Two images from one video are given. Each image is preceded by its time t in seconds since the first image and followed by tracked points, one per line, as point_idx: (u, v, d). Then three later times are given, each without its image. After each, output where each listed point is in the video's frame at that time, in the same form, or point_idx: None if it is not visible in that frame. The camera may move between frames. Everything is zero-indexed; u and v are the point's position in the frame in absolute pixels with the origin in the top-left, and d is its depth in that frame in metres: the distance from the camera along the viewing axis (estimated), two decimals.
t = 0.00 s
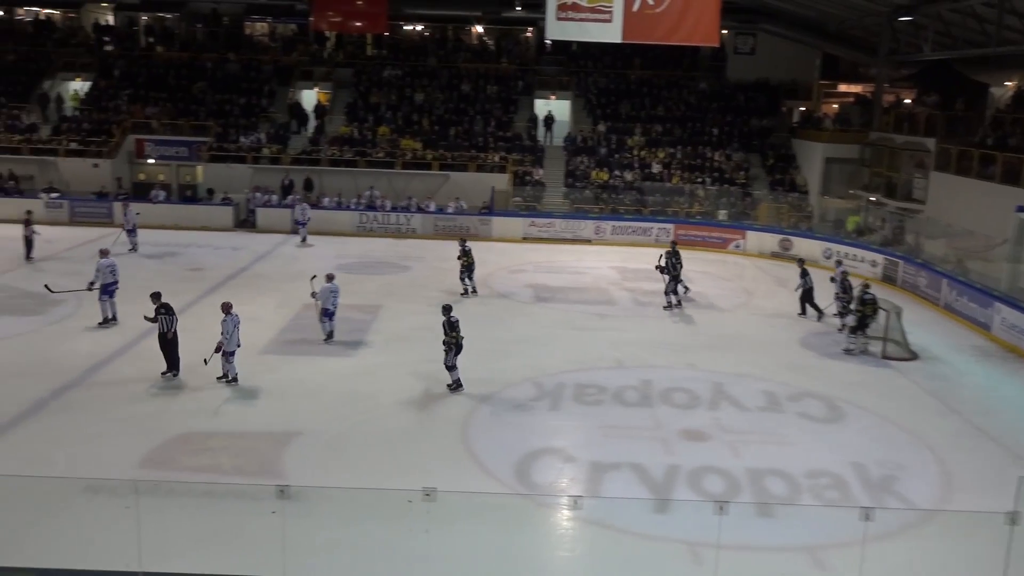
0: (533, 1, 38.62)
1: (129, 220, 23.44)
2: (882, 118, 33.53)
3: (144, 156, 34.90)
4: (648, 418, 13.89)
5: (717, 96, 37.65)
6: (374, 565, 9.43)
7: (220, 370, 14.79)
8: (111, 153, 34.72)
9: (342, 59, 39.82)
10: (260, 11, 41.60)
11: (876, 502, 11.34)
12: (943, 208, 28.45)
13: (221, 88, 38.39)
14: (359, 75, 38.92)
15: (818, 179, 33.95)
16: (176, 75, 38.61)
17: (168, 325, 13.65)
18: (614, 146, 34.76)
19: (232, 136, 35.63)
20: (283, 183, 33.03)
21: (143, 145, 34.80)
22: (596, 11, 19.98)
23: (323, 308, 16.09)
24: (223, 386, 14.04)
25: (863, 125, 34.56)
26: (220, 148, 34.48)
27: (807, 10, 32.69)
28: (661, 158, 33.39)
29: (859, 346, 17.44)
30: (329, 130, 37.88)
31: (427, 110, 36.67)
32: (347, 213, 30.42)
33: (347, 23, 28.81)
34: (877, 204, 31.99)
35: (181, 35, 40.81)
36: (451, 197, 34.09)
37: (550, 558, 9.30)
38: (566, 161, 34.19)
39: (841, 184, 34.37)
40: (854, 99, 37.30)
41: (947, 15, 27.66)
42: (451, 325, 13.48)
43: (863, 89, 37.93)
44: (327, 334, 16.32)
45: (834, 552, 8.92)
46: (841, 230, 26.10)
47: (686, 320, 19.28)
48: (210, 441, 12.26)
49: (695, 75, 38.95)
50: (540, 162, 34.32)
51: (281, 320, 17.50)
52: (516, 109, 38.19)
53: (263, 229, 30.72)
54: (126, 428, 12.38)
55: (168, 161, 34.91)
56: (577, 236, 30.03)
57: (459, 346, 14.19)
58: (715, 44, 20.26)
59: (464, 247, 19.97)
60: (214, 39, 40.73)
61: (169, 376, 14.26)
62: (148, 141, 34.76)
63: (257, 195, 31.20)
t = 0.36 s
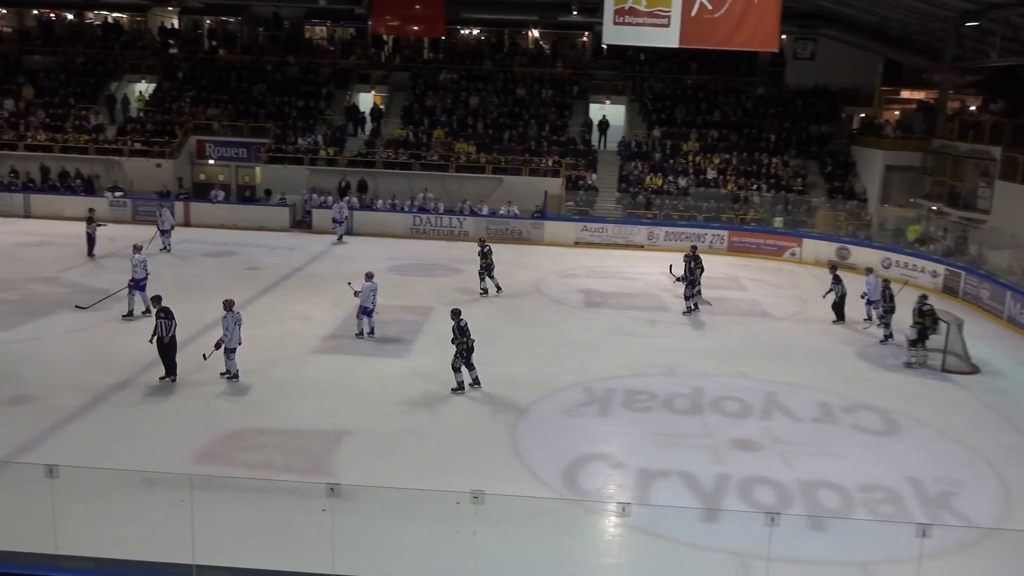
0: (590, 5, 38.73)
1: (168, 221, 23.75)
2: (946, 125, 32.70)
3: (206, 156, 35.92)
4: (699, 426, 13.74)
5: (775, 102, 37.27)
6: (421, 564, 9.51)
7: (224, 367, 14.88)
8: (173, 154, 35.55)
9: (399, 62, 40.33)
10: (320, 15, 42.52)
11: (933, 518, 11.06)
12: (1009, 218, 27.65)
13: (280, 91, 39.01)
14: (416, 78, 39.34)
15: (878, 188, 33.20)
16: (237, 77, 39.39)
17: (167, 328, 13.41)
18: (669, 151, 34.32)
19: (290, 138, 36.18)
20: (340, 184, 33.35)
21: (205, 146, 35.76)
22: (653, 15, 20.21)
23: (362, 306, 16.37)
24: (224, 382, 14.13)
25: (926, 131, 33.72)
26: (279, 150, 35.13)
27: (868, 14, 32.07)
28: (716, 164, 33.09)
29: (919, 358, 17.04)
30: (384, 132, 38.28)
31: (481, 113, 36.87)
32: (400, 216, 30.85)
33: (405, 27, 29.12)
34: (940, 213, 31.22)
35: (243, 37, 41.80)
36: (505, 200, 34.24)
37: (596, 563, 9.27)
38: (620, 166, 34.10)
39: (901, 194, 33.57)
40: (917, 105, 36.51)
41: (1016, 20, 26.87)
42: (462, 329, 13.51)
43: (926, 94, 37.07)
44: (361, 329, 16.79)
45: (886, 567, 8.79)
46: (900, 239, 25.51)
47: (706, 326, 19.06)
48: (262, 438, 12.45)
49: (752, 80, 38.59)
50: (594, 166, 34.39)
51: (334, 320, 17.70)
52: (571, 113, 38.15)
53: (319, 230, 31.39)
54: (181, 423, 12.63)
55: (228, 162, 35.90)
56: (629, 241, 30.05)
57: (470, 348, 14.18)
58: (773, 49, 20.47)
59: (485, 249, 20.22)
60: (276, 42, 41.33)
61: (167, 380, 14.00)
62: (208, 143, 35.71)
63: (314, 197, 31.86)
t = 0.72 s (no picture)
0: (635, 9, 38.72)
1: (190, 222, 23.59)
2: (998, 132, 32.02)
3: (252, 159, 36.59)
4: (740, 434, 13.60)
5: (821, 108, 36.84)
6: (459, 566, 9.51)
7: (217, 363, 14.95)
8: (220, 155, 35.88)
9: (443, 67, 40.78)
10: (365, 19, 43.07)
11: (982, 533, 10.81)
12: None
13: (325, 94, 39.49)
14: (459, 82, 39.69)
15: (926, 195, 32.68)
16: (283, 80, 40.02)
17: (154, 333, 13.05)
18: (713, 156, 34.23)
19: (335, 140, 36.65)
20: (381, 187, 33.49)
21: (251, 148, 36.43)
22: (699, 19, 20.23)
23: (387, 305, 16.66)
24: (216, 379, 14.19)
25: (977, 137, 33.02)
26: (323, 152, 35.50)
27: (916, 18, 31.55)
28: (760, 169, 32.77)
29: (966, 370, 16.62)
30: (427, 135, 38.60)
31: (523, 117, 36.96)
32: (442, 218, 31.04)
33: (449, 31, 29.32)
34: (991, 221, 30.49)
35: (290, 42, 42.57)
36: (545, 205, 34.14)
37: (634, 570, 9.20)
38: (663, 171, 33.99)
39: (949, 202, 33.12)
40: (968, 110, 35.75)
41: None
42: (461, 330, 13.35)
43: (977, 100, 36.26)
44: (385, 327, 17.13)
45: None
46: (950, 247, 25.03)
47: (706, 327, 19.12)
48: (303, 437, 12.56)
49: (799, 85, 38.27)
50: (636, 171, 34.09)
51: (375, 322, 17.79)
52: (614, 118, 38.09)
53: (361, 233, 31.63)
54: (224, 421, 12.78)
55: (273, 164, 36.61)
56: (671, 246, 29.76)
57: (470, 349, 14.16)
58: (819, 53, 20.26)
59: (494, 246, 20.46)
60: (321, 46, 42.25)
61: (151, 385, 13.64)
62: (255, 145, 36.31)
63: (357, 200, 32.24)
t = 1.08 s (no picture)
0: (689, 11, 38.55)
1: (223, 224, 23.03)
2: None
3: (307, 160, 37.14)
4: (794, 441, 13.39)
5: (880, 109, 36.18)
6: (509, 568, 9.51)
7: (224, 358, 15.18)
8: (276, 157, 36.48)
9: (495, 69, 41.10)
10: (420, 22, 43.58)
11: None
12: None
13: (381, 97, 39.83)
14: (512, 84, 39.88)
15: (991, 199, 31.29)
16: (339, 83, 40.51)
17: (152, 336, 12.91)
18: (768, 159, 33.90)
19: (389, 141, 37.07)
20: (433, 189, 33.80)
21: (306, 150, 36.95)
22: (755, 20, 20.14)
23: (421, 304, 16.81)
24: (222, 373, 14.45)
25: None
26: (377, 154, 35.95)
27: (979, 16, 30.72)
28: (817, 172, 32.31)
29: None
30: (479, 137, 38.81)
31: (576, 119, 36.89)
32: (494, 220, 31.14)
33: (502, 33, 29.56)
34: None
35: (346, 44, 43.14)
36: (597, 207, 34.19)
37: None
38: (716, 173, 33.67)
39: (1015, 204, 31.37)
40: None
41: None
42: (470, 330, 13.33)
43: None
44: (418, 326, 17.19)
45: None
46: (1014, 253, 24.29)
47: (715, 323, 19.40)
48: (354, 436, 12.68)
49: (858, 87, 37.87)
50: (689, 173, 33.69)
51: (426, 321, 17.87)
52: (668, 120, 37.89)
53: (413, 234, 31.89)
54: (278, 418, 12.96)
55: (328, 165, 36.95)
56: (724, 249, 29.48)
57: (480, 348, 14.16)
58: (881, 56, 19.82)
59: (517, 243, 20.89)
60: (376, 49, 42.88)
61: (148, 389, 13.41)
62: (310, 146, 36.90)
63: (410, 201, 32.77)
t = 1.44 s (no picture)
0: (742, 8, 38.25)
1: (258, 229, 23.05)
2: None
3: (360, 161, 37.86)
4: (851, 445, 13.14)
5: (940, 105, 35.42)
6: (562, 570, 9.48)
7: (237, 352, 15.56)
8: (330, 158, 37.07)
9: (546, 69, 41.18)
10: (471, 23, 43.95)
11: None
12: None
13: (433, 98, 40.17)
14: (563, 84, 39.87)
15: None
16: (390, 85, 40.96)
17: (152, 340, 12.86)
18: (824, 157, 33.43)
19: (440, 142, 37.33)
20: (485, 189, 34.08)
21: (359, 151, 37.76)
22: (811, 17, 20.16)
23: (454, 302, 16.97)
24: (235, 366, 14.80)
25: None
26: (429, 155, 36.41)
27: None
28: (874, 171, 31.78)
29: None
30: (530, 137, 38.90)
31: (627, 120, 36.83)
32: (544, 220, 31.15)
33: (552, 33, 29.54)
34: None
35: (398, 46, 43.57)
36: (649, 207, 33.91)
37: None
38: (770, 172, 33.26)
39: None
40: None
41: None
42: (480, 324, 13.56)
43: None
44: (452, 325, 17.31)
45: None
46: None
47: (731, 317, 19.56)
48: (407, 435, 12.77)
49: (917, 83, 37.01)
50: (743, 172, 33.23)
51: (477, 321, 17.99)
52: (720, 119, 37.58)
53: (464, 234, 32.00)
54: (332, 417, 13.10)
55: (381, 167, 37.69)
56: (779, 250, 29.14)
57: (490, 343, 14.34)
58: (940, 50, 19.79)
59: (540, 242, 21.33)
60: (428, 50, 43.24)
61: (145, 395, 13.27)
62: (362, 148, 37.69)
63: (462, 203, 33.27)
